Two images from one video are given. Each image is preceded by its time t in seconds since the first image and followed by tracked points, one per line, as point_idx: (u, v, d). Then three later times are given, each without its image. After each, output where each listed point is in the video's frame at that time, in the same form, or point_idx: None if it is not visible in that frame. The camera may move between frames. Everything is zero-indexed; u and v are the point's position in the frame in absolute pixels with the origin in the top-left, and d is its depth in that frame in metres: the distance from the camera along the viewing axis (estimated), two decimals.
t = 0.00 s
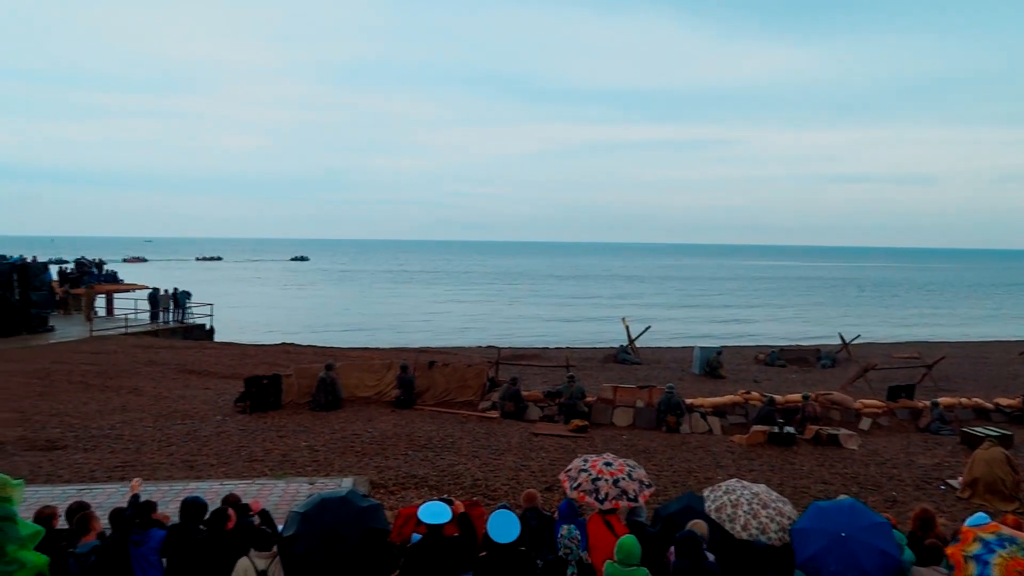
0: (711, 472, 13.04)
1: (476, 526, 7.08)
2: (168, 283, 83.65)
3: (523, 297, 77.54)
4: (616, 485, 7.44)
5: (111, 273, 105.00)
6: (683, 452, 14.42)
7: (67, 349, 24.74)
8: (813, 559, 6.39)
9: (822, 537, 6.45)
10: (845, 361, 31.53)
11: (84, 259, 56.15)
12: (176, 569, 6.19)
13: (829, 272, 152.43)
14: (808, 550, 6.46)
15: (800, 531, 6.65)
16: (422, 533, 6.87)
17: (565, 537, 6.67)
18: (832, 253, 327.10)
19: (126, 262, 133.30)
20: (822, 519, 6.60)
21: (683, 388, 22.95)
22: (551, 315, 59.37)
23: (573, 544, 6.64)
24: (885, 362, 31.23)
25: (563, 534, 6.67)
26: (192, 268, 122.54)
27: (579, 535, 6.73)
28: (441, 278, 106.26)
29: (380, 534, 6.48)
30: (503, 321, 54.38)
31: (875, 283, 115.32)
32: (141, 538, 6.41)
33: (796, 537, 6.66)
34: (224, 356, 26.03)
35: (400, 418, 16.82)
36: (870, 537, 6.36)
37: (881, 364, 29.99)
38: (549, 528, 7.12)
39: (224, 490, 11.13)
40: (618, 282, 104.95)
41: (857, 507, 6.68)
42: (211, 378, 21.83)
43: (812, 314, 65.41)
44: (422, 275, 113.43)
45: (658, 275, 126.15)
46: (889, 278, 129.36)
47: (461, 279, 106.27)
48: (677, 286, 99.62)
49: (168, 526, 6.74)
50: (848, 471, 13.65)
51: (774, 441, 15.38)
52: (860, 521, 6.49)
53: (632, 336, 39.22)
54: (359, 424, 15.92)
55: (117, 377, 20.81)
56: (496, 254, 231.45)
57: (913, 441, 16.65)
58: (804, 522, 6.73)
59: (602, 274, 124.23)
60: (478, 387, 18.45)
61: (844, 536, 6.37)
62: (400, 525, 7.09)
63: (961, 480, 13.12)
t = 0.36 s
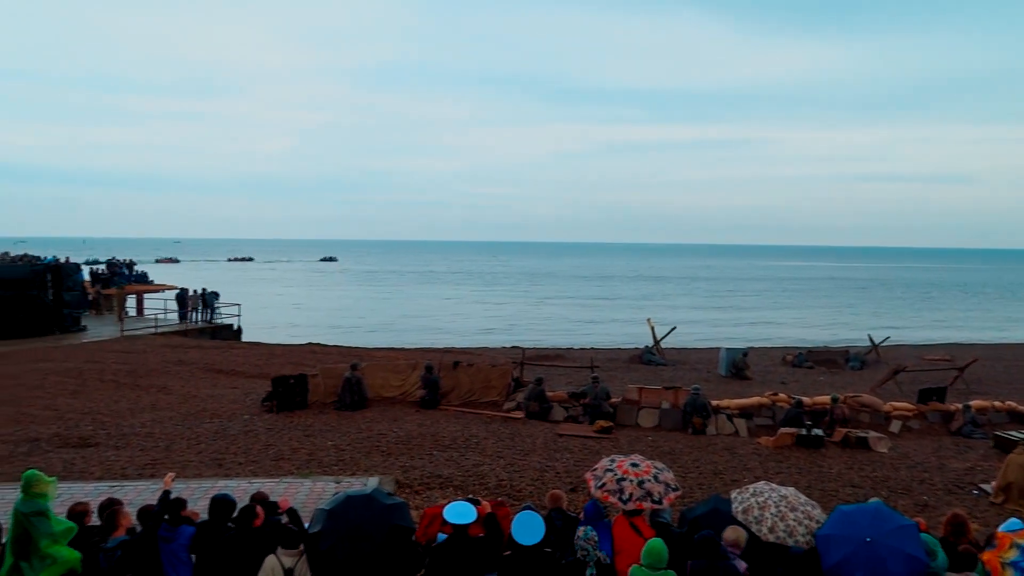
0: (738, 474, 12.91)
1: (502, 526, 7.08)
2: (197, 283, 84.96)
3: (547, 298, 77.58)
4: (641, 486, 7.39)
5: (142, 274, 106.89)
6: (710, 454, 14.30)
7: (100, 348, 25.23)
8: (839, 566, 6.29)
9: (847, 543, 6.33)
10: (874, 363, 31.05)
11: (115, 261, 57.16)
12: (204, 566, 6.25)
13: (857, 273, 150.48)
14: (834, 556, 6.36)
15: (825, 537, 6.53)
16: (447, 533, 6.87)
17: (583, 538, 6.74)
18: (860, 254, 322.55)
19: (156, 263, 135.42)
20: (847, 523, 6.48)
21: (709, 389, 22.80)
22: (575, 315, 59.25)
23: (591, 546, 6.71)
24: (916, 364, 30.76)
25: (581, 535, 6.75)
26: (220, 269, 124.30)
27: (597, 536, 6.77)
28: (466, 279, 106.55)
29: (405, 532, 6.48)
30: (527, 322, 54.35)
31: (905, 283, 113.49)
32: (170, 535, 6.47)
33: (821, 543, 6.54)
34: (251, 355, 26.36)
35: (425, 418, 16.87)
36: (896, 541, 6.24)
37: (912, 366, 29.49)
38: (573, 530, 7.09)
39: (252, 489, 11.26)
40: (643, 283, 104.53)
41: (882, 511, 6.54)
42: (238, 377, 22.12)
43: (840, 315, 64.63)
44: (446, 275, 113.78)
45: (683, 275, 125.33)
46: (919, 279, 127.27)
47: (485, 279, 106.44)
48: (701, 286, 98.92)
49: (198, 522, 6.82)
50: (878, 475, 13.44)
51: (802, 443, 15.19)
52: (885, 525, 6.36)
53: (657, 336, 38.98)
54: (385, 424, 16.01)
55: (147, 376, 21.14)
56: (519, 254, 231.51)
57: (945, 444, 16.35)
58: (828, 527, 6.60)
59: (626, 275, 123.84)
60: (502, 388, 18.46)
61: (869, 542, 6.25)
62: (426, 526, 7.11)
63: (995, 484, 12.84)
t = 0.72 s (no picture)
0: (764, 477, 12.79)
1: (526, 527, 7.10)
2: (224, 284, 86.16)
3: (570, 299, 77.41)
4: (668, 486, 7.35)
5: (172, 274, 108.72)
6: (735, 457, 14.18)
7: (130, 347, 25.67)
8: (865, 570, 6.18)
9: (874, 548, 6.23)
10: (903, 365, 30.59)
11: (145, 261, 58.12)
12: (231, 564, 6.35)
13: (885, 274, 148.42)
14: (860, 560, 6.25)
15: (850, 541, 6.42)
16: (471, 533, 6.89)
17: (601, 541, 6.54)
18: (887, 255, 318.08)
19: (187, 263, 137.71)
20: (873, 528, 6.38)
21: (734, 391, 22.61)
22: (598, 317, 59.12)
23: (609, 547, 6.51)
24: (946, 367, 30.25)
25: (600, 537, 6.55)
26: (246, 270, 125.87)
27: (614, 538, 6.58)
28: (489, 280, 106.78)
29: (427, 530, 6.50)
30: (551, 323, 54.31)
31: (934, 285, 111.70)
32: (198, 532, 6.57)
33: (846, 548, 6.42)
34: (277, 355, 26.64)
35: (449, 418, 16.94)
36: (925, 546, 6.13)
37: (942, 369, 28.98)
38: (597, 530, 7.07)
39: (277, 488, 11.37)
40: (666, 284, 103.97)
41: (909, 515, 6.44)
42: (265, 377, 22.36)
43: (867, 317, 63.77)
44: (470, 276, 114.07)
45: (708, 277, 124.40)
46: (948, 281, 125.33)
47: (509, 280, 106.55)
48: (726, 288, 98.13)
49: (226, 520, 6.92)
50: (907, 479, 13.24)
51: (830, 446, 15.01)
52: (911, 528, 6.28)
53: (681, 338, 38.77)
54: (409, 424, 16.09)
55: (176, 375, 21.46)
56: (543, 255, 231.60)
57: (976, 449, 16.06)
58: (854, 531, 6.49)
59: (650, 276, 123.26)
60: (526, 389, 18.47)
61: (895, 546, 6.16)
62: (450, 526, 7.14)
63: None
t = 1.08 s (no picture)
0: (788, 480, 12.66)
1: (548, 527, 7.10)
2: (247, 284, 87.16)
3: (591, 299, 77.25)
4: (691, 487, 7.32)
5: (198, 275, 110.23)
6: (759, 459, 14.06)
7: (156, 347, 26.01)
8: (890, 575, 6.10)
9: (901, 552, 6.14)
10: (931, 368, 30.12)
11: (171, 262, 58.93)
12: (256, 562, 6.42)
13: (911, 275, 146.36)
14: (886, 564, 6.17)
15: (876, 546, 6.34)
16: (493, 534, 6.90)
17: (620, 543, 6.46)
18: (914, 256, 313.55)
19: (212, 263, 139.42)
20: (899, 532, 6.29)
21: (757, 393, 22.41)
22: (620, 318, 58.86)
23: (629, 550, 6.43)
24: (974, 370, 29.73)
25: (619, 540, 6.48)
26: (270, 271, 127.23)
27: (633, 540, 6.51)
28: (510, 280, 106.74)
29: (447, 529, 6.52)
30: (572, 323, 54.17)
31: (962, 286, 109.82)
32: (223, 530, 6.63)
33: (872, 553, 6.34)
34: (300, 355, 26.86)
35: (471, 419, 16.96)
36: (952, 551, 6.04)
37: (971, 372, 28.50)
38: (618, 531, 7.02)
39: (300, 486, 11.47)
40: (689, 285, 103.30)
41: (935, 519, 6.34)
42: (288, 377, 22.56)
43: (893, 319, 62.93)
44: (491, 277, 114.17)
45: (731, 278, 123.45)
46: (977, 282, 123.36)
47: (530, 281, 106.59)
48: (748, 288, 97.38)
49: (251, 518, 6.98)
50: (935, 483, 13.05)
51: (855, 449, 14.83)
52: (939, 533, 6.18)
53: (703, 339, 38.50)
54: (431, 424, 16.15)
55: (202, 375, 21.72)
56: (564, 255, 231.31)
57: (1006, 453, 15.78)
58: (881, 536, 6.41)
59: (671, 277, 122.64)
60: (548, 390, 18.45)
61: (922, 550, 6.07)
62: (472, 526, 7.16)
63: None
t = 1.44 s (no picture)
0: (808, 483, 12.55)
1: (566, 529, 7.10)
2: (266, 285, 87.90)
3: (608, 301, 77.10)
4: (712, 490, 7.28)
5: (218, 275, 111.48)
6: (778, 462, 13.94)
7: (177, 347, 26.28)
8: None
9: (928, 559, 6.02)
10: (953, 370, 29.71)
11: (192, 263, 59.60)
12: (275, 561, 6.47)
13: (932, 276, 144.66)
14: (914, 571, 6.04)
15: (903, 552, 6.23)
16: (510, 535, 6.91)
17: (640, 545, 6.50)
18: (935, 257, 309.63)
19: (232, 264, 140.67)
20: (926, 538, 6.17)
21: (777, 395, 22.24)
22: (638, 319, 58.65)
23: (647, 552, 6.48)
24: (998, 372, 29.29)
25: (638, 541, 6.52)
26: (288, 271, 128.30)
27: (653, 543, 6.55)
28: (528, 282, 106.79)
29: (465, 530, 6.54)
30: (590, 325, 54.08)
31: (985, 288, 108.32)
32: (243, 529, 6.69)
33: (899, 559, 6.23)
34: (318, 356, 27.00)
35: (488, 420, 16.98)
36: (982, 556, 5.91)
37: (995, 374, 28.10)
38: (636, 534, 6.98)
39: (319, 486, 11.54)
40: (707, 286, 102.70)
41: (963, 526, 6.21)
42: (307, 377, 22.70)
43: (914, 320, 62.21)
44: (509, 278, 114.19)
45: (750, 279, 122.63)
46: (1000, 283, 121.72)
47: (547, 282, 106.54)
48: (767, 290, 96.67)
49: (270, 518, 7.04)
50: (957, 487, 12.88)
51: (876, 452, 14.67)
52: (967, 539, 6.04)
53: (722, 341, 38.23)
54: (448, 425, 16.18)
55: (222, 375, 21.91)
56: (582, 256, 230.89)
57: None
58: (907, 542, 6.29)
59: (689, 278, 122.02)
60: (565, 391, 18.42)
61: (950, 556, 5.93)
62: (490, 527, 7.17)
63: None
